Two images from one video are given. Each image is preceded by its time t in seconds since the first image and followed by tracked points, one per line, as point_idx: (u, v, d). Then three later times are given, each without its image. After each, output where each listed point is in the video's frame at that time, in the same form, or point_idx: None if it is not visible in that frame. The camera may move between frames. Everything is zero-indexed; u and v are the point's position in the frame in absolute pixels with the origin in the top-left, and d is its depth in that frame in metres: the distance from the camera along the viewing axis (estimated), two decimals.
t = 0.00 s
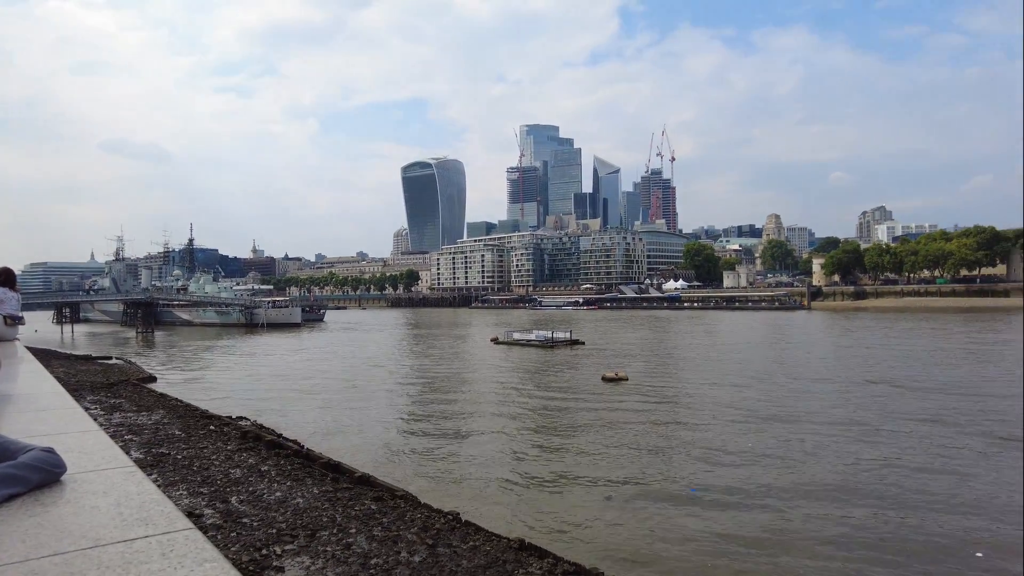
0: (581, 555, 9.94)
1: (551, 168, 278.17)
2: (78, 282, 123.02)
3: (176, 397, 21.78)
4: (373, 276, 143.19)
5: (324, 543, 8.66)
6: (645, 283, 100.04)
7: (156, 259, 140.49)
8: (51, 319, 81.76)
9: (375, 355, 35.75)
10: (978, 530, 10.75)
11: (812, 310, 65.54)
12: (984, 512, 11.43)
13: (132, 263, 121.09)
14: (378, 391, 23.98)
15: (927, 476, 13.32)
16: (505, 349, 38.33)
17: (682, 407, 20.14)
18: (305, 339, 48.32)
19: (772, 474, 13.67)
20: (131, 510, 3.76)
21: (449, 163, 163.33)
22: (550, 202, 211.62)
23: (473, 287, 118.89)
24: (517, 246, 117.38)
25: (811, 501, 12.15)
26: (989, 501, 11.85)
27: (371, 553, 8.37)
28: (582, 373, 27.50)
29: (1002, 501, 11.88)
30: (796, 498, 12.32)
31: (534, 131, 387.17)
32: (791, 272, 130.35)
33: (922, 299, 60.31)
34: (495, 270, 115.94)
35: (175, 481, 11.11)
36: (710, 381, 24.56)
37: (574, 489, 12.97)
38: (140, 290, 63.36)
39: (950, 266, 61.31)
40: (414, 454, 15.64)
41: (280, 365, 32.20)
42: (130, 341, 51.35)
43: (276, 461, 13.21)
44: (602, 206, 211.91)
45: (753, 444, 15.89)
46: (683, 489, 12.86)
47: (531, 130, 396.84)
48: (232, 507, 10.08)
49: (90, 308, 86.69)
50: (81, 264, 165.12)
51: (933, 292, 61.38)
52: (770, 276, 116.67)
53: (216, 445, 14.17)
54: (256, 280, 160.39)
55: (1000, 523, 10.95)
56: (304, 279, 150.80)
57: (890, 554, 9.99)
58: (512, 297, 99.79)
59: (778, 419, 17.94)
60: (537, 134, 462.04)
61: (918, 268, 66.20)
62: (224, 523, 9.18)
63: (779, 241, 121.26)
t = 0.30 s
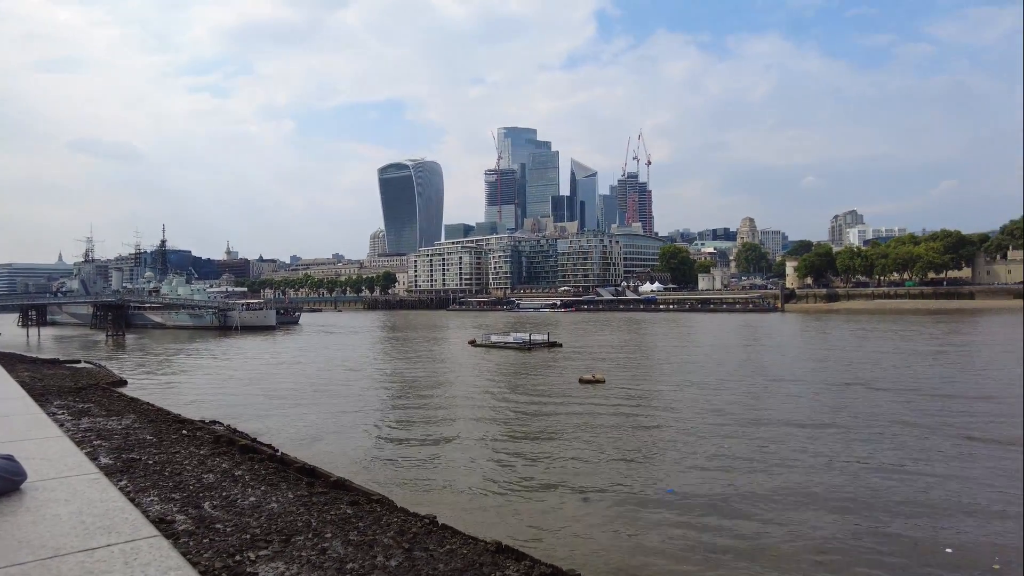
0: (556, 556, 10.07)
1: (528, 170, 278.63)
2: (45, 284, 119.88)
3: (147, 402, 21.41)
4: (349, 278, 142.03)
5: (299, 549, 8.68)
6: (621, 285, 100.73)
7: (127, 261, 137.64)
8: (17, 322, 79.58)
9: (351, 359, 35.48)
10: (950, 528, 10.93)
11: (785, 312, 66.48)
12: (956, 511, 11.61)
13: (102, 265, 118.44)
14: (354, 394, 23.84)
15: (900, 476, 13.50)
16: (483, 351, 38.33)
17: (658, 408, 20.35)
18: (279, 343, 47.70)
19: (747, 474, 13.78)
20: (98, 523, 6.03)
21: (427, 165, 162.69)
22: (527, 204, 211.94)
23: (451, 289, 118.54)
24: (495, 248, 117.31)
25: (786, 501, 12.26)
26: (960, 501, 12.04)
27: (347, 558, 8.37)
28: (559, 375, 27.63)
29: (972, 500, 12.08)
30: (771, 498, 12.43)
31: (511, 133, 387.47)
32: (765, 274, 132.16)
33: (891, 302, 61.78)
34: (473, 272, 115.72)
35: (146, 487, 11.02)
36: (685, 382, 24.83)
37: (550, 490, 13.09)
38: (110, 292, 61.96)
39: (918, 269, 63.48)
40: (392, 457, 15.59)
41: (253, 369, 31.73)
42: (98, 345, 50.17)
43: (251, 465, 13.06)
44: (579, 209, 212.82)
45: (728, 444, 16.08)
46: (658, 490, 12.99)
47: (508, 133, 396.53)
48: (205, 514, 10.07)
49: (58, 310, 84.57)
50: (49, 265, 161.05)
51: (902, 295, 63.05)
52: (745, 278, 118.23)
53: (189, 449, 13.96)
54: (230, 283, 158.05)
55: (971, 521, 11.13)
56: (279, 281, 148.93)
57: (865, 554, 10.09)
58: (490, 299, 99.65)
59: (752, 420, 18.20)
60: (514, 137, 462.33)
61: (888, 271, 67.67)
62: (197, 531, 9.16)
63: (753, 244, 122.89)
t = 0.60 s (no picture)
0: (534, 562, 10.03)
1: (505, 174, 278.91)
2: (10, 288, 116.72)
3: (116, 407, 20.97)
4: (324, 281, 140.66)
5: (273, 555, 8.61)
6: (598, 288, 101.28)
7: (95, 263, 134.69)
8: None
9: (326, 363, 35.14)
10: (920, 529, 11.12)
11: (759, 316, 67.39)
12: (927, 512, 11.82)
13: (70, 268, 115.78)
14: (329, 399, 23.58)
15: (873, 478, 13.70)
16: (459, 355, 38.26)
17: (635, 412, 20.41)
18: (252, 347, 47.06)
19: (724, 477, 13.87)
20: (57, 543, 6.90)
21: (403, 167, 162.06)
22: (504, 208, 212.21)
23: (427, 293, 117.98)
24: (472, 251, 117.14)
25: (762, 503, 12.38)
26: (931, 503, 12.26)
27: (321, 564, 8.34)
28: (536, 379, 27.61)
29: (942, 501, 12.31)
30: (746, 500, 12.54)
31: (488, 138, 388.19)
32: (738, 278, 133.96)
33: (861, 305, 63.05)
34: (450, 276, 115.41)
35: (115, 495, 10.82)
36: (662, 385, 24.96)
37: (528, 494, 13.03)
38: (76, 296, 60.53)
39: (886, 273, 64.83)
40: (366, 462, 15.41)
41: (227, 373, 31.25)
42: (64, 349, 48.94)
43: (223, 471, 12.83)
44: (556, 213, 213.79)
45: (705, 445, 16.23)
46: (637, 493, 13.01)
47: (486, 136, 396.98)
48: (177, 521, 9.94)
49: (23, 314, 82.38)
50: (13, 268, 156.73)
51: (871, 298, 64.42)
52: (720, 282, 119.69)
53: (159, 456, 13.68)
54: (202, 286, 155.53)
55: (941, 522, 11.35)
56: (253, 284, 146.90)
57: (838, 556, 10.22)
58: (467, 303, 99.47)
59: (729, 423, 18.34)
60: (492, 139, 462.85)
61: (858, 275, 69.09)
62: (168, 539, 9.03)
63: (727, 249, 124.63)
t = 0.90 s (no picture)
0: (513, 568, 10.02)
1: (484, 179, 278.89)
2: None
3: (86, 414, 20.52)
4: (301, 285, 139.31)
5: (248, 564, 8.50)
6: (576, 293, 101.65)
7: (66, 267, 131.85)
8: None
9: (302, 368, 34.78)
10: (892, 530, 11.34)
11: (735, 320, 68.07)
12: (900, 514, 12.03)
13: (39, 272, 113.13)
14: (306, 405, 23.30)
15: (848, 480, 13.91)
16: (438, 360, 38.10)
17: (613, 416, 20.50)
18: (227, 352, 46.39)
19: (701, 481, 13.95)
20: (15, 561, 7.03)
21: (382, 171, 161.34)
22: (484, 213, 212.07)
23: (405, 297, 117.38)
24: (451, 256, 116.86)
25: (739, 506, 12.52)
26: (904, 505, 12.47)
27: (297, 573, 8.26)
28: (515, 384, 27.60)
29: (915, 503, 12.53)
30: (724, 502, 12.67)
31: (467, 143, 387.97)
32: (715, 284, 135.42)
33: (834, 310, 64.06)
34: (429, 280, 114.98)
35: (85, 505, 10.61)
36: (639, 390, 25.08)
37: (509, 501, 13.00)
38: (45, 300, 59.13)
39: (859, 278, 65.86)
40: (344, 469, 15.27)
41: (201, 379, 30.81)
42: (32, 355, 47.80)
43: (197, 479, 12.63)
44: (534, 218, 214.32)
45: (682, 450, 16.33)
46: (617, 498, 13.06)
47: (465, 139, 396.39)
48: (149, 530, 9.78)
49: None
50: None
51: (843, 303, 65.55)
52: (696, 287, 120.80)
53: (131, 464, 13.41)
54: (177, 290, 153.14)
55: (914, 524, 11.56)
56: (228, 289, 144.92)
57: (812, 558, 10.39)
58: (446, 307, 99.18)
59: (706, 428, 18.50)
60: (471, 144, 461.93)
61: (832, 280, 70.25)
62: (140, 549, 8.88)
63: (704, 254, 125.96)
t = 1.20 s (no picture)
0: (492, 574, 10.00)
1: (465, 184, 278.82)
2: None
3: (55, 422, 20.06)
4: (279, 291, 137.86)
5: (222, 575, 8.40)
6: (556, 298, 101.92)
7: (36, 272, 128.97)
8: None
9: (279, 375, 34.38)
10: (869, 532, 11.52)
11: (712, 325, 68.66)
12: (875, 516, 12.24)
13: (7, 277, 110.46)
14: (283, 412, 23.03)
15: (825, 483, 14.12)
16: (417, 366, 37.92)
17: (593, 422, 20.59)
18: (203, 359, 45.73)
19: (679, 485, 14.03)
20: None
21: (361, 176, 160.37)
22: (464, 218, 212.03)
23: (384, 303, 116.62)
24: (431, 262, 116.45)
25: (717, 510, 12.64)
26: (879, 507, 12.69)
27: None
28: (495, 389, 27.59)
29: (890, 505, 12.75)
30: (701, 506, 12.80)
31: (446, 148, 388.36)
32: (692, 289, 136.59)
33: (809, 315, 64.94)
34: (409, 286, 114.45)
35: (53, 516, 10.39)
36: (620, 396, 25.17)
37: (488, 507, 13.00)
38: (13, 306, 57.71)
39: (834, 284, 66.84)
40: (320, 475, 15.13)
41: (175, 386, 30.31)
42: None
43: (171, 487, 12.41)
44: (514, 224, 214.75)
45: (661, 455, 16.40)
46: (597, 503, 13.11)
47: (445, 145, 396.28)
48: (121, 541, 9.60)
49: None
50: None
51: (819, 308, 66.50)
52: (674, 292, 121.72)
53: (101, 473, 13.14)
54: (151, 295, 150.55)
55: (889, 525, 11.77)
56: (204, 294, 142.79)
57: (790, 560, 10.54)
58: (426, 313, 98.79)
59: (685, 433, 18.63)
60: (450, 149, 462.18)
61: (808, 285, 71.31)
62: (110, 561, 8.72)
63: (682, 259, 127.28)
